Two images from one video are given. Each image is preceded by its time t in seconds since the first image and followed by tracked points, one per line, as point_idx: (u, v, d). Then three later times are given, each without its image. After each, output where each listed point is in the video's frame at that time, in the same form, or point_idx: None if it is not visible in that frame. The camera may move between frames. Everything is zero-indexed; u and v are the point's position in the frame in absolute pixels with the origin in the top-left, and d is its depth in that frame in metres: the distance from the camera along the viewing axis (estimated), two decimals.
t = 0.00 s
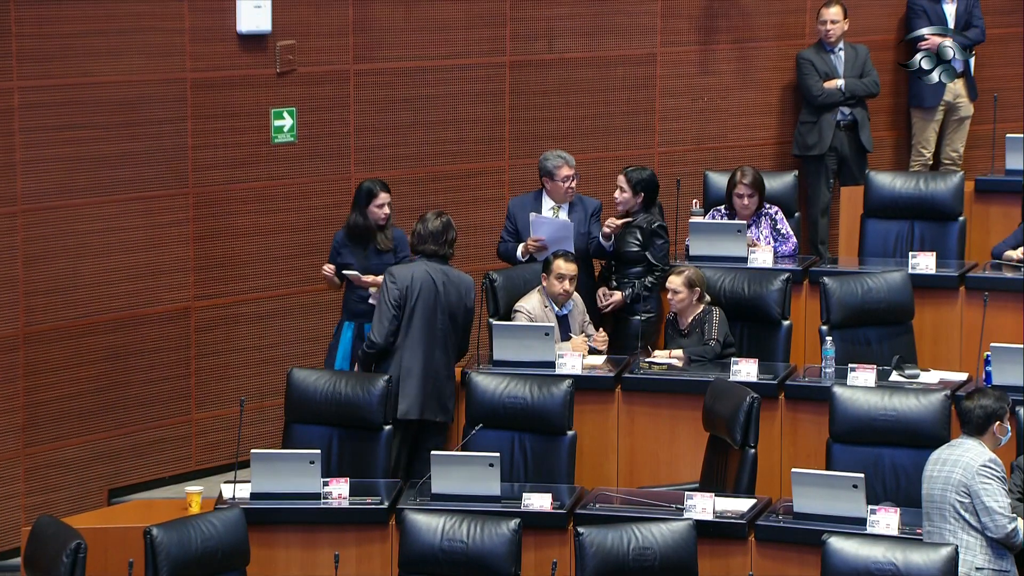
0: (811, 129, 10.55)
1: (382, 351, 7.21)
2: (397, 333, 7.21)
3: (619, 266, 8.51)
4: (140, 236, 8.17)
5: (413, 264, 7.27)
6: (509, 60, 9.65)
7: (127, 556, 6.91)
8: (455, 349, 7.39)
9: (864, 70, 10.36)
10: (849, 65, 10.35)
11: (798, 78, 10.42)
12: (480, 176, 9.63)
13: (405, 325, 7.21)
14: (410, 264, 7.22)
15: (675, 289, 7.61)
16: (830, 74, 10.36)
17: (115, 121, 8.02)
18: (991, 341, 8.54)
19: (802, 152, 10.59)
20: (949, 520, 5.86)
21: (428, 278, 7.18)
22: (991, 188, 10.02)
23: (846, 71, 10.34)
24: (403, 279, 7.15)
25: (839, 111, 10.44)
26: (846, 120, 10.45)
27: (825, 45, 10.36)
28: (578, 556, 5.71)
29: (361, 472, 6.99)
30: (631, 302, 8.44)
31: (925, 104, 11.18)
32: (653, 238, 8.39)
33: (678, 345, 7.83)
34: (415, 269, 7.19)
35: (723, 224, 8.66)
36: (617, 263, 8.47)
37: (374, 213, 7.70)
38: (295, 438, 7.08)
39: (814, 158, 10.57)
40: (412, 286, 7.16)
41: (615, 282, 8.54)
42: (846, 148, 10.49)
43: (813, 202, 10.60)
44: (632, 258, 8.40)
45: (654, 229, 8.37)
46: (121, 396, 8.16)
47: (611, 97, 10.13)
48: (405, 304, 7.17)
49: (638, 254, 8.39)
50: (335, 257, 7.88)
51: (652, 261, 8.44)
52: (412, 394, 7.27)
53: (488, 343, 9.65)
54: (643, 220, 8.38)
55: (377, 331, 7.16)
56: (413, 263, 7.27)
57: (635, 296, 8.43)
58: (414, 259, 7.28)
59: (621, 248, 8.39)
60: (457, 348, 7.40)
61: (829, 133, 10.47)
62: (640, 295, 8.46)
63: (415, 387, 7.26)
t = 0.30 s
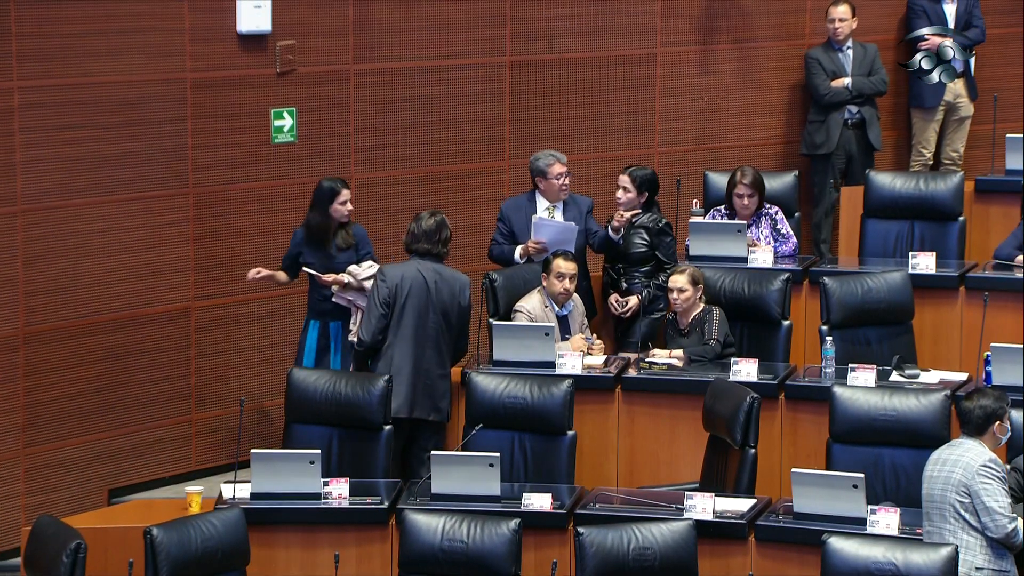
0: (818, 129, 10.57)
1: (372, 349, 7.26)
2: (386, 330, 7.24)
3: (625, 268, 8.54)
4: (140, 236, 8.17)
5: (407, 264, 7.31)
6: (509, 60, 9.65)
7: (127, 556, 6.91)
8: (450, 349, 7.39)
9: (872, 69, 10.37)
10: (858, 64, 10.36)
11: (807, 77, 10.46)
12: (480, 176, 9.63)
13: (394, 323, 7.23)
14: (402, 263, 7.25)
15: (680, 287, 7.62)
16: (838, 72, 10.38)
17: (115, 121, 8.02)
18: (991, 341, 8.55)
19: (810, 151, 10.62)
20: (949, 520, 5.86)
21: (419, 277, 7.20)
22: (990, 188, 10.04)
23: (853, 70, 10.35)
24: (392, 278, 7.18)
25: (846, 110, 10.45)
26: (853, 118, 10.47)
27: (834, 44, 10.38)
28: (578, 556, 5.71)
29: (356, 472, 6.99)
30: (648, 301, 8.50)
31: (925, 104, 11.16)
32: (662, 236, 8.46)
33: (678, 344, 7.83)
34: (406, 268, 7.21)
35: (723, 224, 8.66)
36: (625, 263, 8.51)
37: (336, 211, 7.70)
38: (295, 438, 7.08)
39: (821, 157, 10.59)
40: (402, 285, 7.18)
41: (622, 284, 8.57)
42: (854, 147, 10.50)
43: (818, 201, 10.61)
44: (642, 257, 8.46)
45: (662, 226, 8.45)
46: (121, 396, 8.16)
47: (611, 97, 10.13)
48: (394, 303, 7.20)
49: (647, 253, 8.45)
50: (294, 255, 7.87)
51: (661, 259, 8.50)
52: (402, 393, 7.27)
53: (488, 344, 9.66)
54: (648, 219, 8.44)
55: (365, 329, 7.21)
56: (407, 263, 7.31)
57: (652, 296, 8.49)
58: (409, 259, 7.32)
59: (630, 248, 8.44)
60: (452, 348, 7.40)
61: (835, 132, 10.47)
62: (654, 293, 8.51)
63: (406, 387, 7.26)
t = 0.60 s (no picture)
0: (824, 128, 10.56)
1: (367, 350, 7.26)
2: (381, 332, 7.25)
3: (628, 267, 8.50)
4: (140, 236, 8.17)
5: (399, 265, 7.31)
6: (508, 60, 9.65)
7: (127, 556, 6.91)
8: (447, 349, 7.40)
9: (880, 69, 10.37)
10: (866, 64, 10.37)
11: (815, 76, 10.45)
12: (480, 176, 9.64)
13: (389, 324, 7.24)
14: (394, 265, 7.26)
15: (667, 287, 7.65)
16: (845, 72, 10.37)
17: (115, 121, 8.02)
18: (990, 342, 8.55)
19: (816, 150, 10.60)
20: (949, 520, 5.86)
21: (413, 278, 7.21)
22: (990, 188, 10.05)
23: (861, 70, 10.35)
24: (385, 279, 7.19)
25: (853, 110, 10.44)
26: (860, 118, 10.46)
27: (842, 43, 10.38)
28: (578, 556, 5.71)
29: (357, 472, 6.99)
30: (650, 302, 8.49)
31: (925, 104, 11.15)
32: (667, 238, 8.41)
33: (678, 344, 7.83)
34: (399, 268, 7.22)
35: (723, 224, 8.66)
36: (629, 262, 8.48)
37: (323, 209, 7.70)
38: (295, 438, 7.08)
39: (827, 157, 10.57)
40: (395, 285, 7.19)
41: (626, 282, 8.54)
42: (860, 148, 10.49)
43: (824, 201, 10.68)
44: (645, 258, 8.43)
45: (668, 228, 8.39)
46: (121, 396, 8.16)
47: (610, 97, 10.13)
48: (387, 304, 7.21)
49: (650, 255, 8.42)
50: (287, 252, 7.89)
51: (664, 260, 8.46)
52: (399, 394, 7.28)
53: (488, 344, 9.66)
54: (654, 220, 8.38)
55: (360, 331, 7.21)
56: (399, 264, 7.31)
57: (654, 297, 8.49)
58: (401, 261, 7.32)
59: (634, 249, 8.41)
60: (448, 347, 7.40)
61: (841, 132, 10.47)
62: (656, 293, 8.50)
63: (403, 387, 7.26)
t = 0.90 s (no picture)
0: (829, 128, 10.58)
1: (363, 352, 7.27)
2: (376, 334, 7.26)
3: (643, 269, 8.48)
4: (140, 236, 8.17)
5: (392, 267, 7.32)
6: (508, 60, 9.65)
7: (127, 556, 6.91)
8: (443, 349, 7.40)
9: (885, 69, 10.37)
10: (871, 64, 10.37)
11: (820, 76, 10.45)
12: (480, 176, 9.64)
13: (384, 327, 7.24)
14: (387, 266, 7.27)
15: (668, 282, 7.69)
16: (850, 72, 10.38)
17: (115, 121, 8.02)
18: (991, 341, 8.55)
19: (820, 149, 10.65)
20: (949, 520, 5.86)
21: (407, 279, 7.22)
22: (990, 188, 10.05)
23: (866, 70, 10.36)
24: (378, 281, 7.20)
25: (857, 110, 10.44)
26: (863, 118, 10.45)
27: (848, 43, 10.40)
28: (578, 556, 5.71)
29: (358, 473, 6.99)
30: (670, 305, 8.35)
31: (925, 104, 11.14)
32: (681, 237, 8.43)
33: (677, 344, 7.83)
34: (393, 270, 7.23)
35: (723, 224, 8.65)
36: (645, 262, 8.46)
37: (326, 209, 7.81)
38: (295, 439, 7.07)
39: (831, 156, 10.61)
40: (389, 286, 7.20)
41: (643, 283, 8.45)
42: (864, 148, 10.48)
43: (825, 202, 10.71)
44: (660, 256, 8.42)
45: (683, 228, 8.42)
46: (121, 396, 8.16)
47: (609, 97, 10.13)
48: (381, 305, 7.21)
49: (664, 253, 8.43)
50: (276, 251, 7.98)
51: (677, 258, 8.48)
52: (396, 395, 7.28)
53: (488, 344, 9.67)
54: (664, 219, 8.42)
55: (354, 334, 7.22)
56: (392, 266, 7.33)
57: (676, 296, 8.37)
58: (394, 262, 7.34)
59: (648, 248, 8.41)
60: (444, 347, 7.40)
61: (846, 132, 10.47)
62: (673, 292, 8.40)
63: (400, 388, 7.27)
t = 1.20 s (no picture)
0: (829, 128, 10.58)
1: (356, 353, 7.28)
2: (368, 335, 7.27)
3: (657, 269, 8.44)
4: (140, 236, 8.17)
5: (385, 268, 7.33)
6: (508, 60, 9.65)
7: (127, 556, 6.91)
8: (437, 349, 7.39)
9: (886, 69, 10.37)
10: (872, 64, 10.36)
11: (821, 75, 10.45)
12: (480, 176, 9.64)
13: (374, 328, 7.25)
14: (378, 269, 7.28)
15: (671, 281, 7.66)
16: (851, 72, 10.38)
17: (115, 121, 8.02)
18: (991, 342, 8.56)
19: (820, 149, 10.65)
20: (948, 520, 5.86)
21: (397, 281, 7.22)
22: (989, 188, 10.06)
23: (867, 70, 10.36)
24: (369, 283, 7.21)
25: (858, 110, 10.45)
26: (864, 119, 10.45)
27: (850, 43, 10.39)
28: (578, 556, 5.71)
29: (358, 473, 6.99)
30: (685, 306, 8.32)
31: (925, 104, 11.14)
32: (694, 237, 8.38)
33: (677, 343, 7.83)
34: (384, 271, 7.23)
35: (723, 224, 8.65)
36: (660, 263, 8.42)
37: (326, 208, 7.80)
38: (295, 440, 7.07)
39: (831, 156, 10.61)
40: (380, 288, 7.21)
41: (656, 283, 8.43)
42: (865, 148, 10.48)
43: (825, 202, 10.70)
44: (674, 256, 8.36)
45: (695, 226, 8.37)
46: (121, 396, 8.16)
47: (609, 97, 10.13)
48: (372, 307, 7.22)
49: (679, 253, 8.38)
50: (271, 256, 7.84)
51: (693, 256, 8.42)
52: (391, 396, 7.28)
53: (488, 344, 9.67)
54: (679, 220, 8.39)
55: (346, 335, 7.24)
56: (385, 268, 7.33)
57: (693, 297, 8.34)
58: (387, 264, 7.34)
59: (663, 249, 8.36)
60: (439, 347, 7.39)
61: (846, 133, 10.48)
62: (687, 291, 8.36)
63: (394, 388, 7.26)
